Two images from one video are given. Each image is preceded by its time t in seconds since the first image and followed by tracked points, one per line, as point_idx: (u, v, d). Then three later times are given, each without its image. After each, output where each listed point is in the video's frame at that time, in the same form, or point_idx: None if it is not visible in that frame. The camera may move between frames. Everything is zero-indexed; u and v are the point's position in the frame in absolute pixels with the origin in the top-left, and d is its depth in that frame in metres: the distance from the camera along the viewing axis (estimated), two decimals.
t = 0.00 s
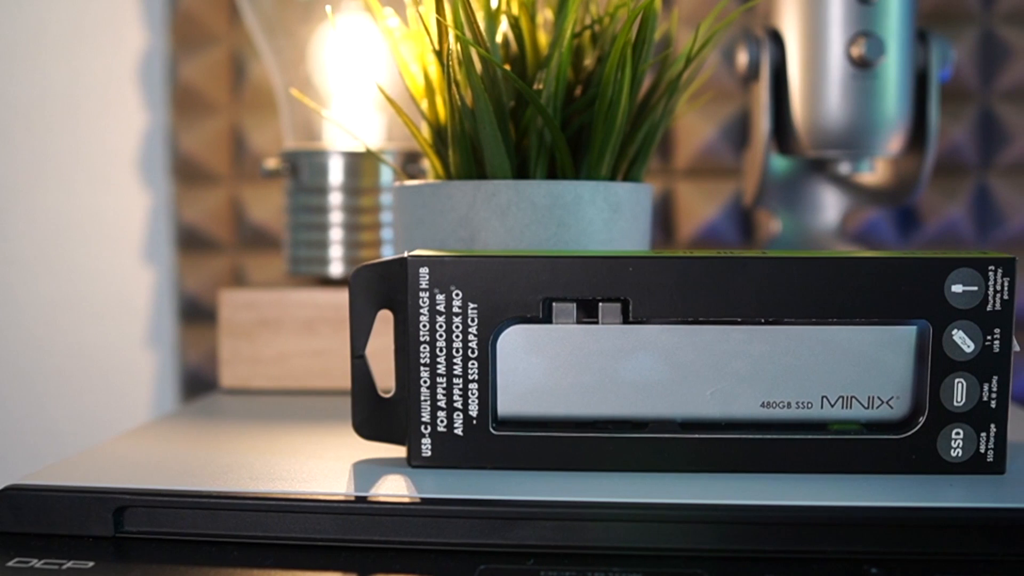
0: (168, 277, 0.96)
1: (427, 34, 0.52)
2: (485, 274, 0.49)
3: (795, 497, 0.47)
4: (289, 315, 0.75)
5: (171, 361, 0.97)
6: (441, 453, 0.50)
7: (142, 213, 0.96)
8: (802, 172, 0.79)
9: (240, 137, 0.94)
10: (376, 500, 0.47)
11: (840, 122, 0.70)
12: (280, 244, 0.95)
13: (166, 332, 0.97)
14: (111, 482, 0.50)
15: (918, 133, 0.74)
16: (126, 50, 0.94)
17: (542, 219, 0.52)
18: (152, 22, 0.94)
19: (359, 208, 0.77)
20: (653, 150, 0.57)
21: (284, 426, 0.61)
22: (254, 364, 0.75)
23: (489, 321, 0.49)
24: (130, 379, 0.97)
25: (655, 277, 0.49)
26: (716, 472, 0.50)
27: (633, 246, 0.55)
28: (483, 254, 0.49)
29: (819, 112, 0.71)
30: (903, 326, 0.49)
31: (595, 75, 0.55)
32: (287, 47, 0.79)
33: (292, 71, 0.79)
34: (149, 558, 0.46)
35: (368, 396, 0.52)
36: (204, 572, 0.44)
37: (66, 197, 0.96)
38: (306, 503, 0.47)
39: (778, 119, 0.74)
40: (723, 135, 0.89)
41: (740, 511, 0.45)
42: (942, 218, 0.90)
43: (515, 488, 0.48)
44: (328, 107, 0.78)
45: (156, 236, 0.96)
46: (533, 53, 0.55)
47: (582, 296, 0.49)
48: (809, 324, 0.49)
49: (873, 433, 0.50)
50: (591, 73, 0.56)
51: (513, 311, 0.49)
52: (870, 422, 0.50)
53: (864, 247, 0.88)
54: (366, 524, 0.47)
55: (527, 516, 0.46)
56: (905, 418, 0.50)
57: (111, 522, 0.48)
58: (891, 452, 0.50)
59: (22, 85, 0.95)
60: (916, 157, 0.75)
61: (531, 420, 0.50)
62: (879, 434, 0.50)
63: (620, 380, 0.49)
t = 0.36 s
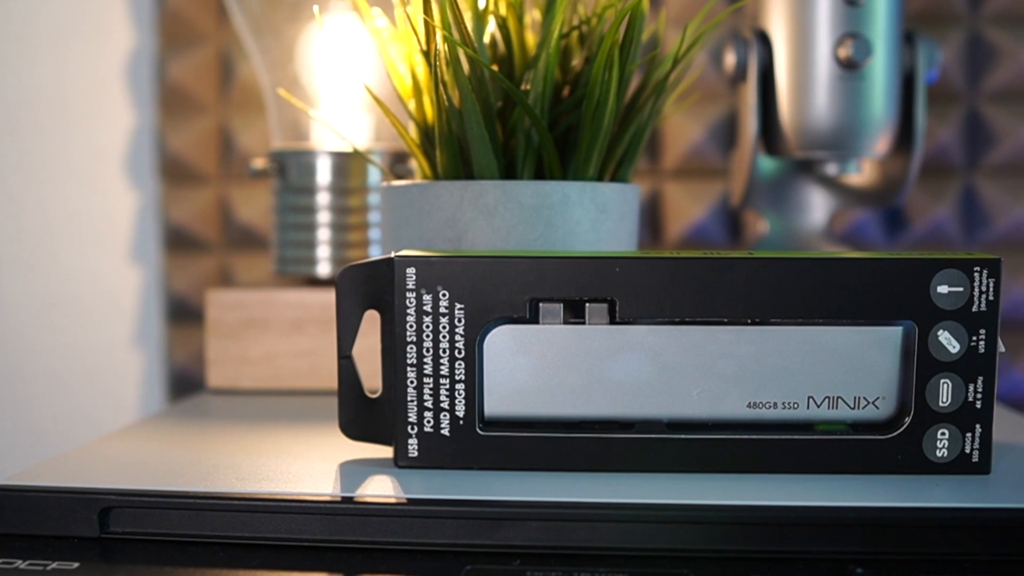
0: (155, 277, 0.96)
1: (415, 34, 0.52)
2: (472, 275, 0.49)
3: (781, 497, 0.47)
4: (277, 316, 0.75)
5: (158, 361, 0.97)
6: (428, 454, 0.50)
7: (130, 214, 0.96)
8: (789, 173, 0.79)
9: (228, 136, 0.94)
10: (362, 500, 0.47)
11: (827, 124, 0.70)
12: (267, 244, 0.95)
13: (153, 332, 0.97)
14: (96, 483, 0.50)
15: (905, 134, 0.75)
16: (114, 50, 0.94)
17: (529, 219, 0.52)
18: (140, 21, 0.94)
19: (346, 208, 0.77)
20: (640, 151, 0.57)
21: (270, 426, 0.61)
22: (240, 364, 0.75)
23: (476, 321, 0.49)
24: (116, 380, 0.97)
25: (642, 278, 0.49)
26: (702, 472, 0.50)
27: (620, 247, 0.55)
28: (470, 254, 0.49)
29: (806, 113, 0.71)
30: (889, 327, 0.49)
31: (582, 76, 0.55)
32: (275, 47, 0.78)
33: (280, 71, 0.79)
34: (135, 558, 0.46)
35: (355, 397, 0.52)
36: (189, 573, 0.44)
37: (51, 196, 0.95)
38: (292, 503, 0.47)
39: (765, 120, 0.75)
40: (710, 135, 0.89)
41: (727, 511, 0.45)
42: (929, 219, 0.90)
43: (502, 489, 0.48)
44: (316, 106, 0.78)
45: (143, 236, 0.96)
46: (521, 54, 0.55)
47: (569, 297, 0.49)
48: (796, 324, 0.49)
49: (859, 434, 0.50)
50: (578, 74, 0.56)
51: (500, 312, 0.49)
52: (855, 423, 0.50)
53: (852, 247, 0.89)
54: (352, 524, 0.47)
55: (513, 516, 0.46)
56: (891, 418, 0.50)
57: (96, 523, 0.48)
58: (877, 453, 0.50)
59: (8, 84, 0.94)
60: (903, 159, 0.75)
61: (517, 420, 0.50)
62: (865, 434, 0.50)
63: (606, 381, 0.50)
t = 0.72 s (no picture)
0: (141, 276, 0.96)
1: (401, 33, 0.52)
2: (457, 274, 0.49)
3: (765, 497, 0.47)
4: (263, 315, 0.75)
5: (144, 360, 0.97)
6: (413, 454, 0.50)
7: (116, 213, 0.95)
8: (775, 174, 0.80)
9: (214, 135, 0.94)
10: (347, 500, 0.47)
11: (813, 125, 0.70)
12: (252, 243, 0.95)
13: (138, 331, 0.97)
14: (79, 482, 0.50)
15: (890, 135, 0.75)
16: (100, 48, 0.94)
17: (515, 219, 0.52)
18: (126, 20, 0.94)
19: (332, 208, 0.77)
20: (626, 151, 0.57)
21: (255, 426, 0.61)
22: (226, 364, 0.75)
23: (461, 321, 0.49)
24: (101, 380, 0.96)
25: (627, 278, 0.49)
26: (686, 472, 0.50)
27: (606, 247, 0.55)
28: (456, 254, 0.49)
29: (792, 114, 0.71)
30: (873, 327, 0.49)
31: (569, 76, 0.55)
32: (262, 47, 0.79)
33: (266, 70, 0.79)
34: (118, 558, 0.46)
35: (340, 397, 0.52)
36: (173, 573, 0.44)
37: (33, 191, 0.94)
38: (276, 503, 0.47)
39: (751, 121, 0.75)
40: (697, 136, 0.89)
41: (711, 511, 0.45)
42: (915, 221, 0.90)
43: (487, 488, 0.48)
44: (302, 106, 0.78)
45: (128, 235, 0.96)
46: (507, 54, 0.55)
47: (554, 297, 0.49)
48: (781, 325, 0.49)
49: (844, 434, 0.50)
50: (565, 74, 0.56)
51: (486, 311, 0.49)
52: (840, 423, 0.50)
53: (838, 248, 0.89)
54: (336, 524, 0.47)
55: (498, 516, 0.46)
56: (875, 419, 0.50)
57: (79, 523, 0.48)
58: (861, 453, 0.50)
59: None
60: (888, 160, 0.75)
61: (502, 420, 0.50)
62: (850, 434, 0.50)
63: (592, 381, 0.50)
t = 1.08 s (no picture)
0: (126, 276, 0.96)
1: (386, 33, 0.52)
2: (441, 274, 0.49)
3: (749, 497, 0.47)
4: (248, 315, 0.75)
5: (129, 359, 0.96)
6: (396, 454, 0.50)
7: (101, 212, 0.95)
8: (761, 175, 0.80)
9: (201, 135, 0.94)
10: (330, 500, 0.47)
11: (797, 126, 0.70)
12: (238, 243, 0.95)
13: (124, 331, 0.96)
14: (61, 482, 0.49)
15: (874, 136, 0.75)
16: (86, 46, 0.93)
17: (499, 219, 0.52)
18: (112, 19, 0.93)
19: (317, 207, 0.77)
20: (611, 152, 0.57)
21: (239, 426, 0.61)
22: (211, 363, 0.75)
23: (445, 321, 0.49)
24: (85, 379, 0.96)
25: (611, 278, 0.49)
26: (670, 472, 0.50)
27: (591, 248, 0.55)
28: (440, 254, 0.49)
29: (778, 115, 0.71)
30: (857, 328, 0.49)
31: (554, 76, 0.55)
32: (247, 45, 0.78)
33: (252, 69, 0.79)
34: (101, 559, 0.45)
35: (324, 396, 0.51)
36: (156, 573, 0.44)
37: (18, 190, 0.94)
38: (259, 503, 0.47)
39: (736, 122, 0.75)
40: (683, 136, 0.89)
41: (694, 511, 0.46)
42: (899, 222, 0.91)
43: (471, 488, 0.48)
44: (288, 105, 0.78)
45: (113, 234, 0.95)
46: (493, 54, 0.55)
47: (538, 297, 0.49)
48: (764, 325, 0.49)
49: (827, 435, 0.50)
50: (550, 74, 0.56)
51: (470, 311, 0.49)
52: (823, 424, 0.50)
53: (822, 249, 0.90)
54: (319, 524, 0.47)
55: (481, 516, 0.46)
56: (859, 419, 0.50)
57: (62, 523, 0.47)
58: (844, 453, 0.50)
59: None
60: (872, 161, 0.76)
61: (486, 420, 0.50)
62: (833, 435, 0.50)
63: (575, 381, 0.50)
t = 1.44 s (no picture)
0: (112, 276, 0.96)
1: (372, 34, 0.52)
2: (426, 275, 0.49)
3: (733, 497, 0.47)
4: (235, 315, 0.75)
5: (115, 360, 0.96)
6: (382, 455, 0.50)
7: (87, 212, 0.95)
8: (747, 175, 0.80)
9: (187, 135, 0.94)
10: (315, 501, 0.47)
11: (783, 127, 0.71)
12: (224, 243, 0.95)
13: (110, 331, 0.96)
14: (45, 483, 0.49)
15: (860, 137, 0.75)
16: (71, 45, 0.93)
17: (485, 220, 0.52)
18: (98, 18, 0.93)
19: (304, 207, 0.77)
20: (597, 152, 0.57)
21: (224, 427, 0.61)
22: (197, 364, 0.75)
23: (430, 322, 0.49)
24: (71, 380, 0.96)
25: (596, 279, 0.49)
26: (654, 473, 0.50)
27: (576, 248, 0.55)
28: (425, 255, 0.49)
29: (764, 116, 0.71)
30: (841, 329, 0.50)
31: (540, 76, 0.55)
32: (233, 45, 0.78)
33: (238, 69, 0.78)
34: (85, 561, 0.45)
35: (309, 397, 0.51)
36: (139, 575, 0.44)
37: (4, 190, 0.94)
38: (244, 505, 0.47)
39: (723, 123, 0.75)
40: (670, 137, 0.89)
41: (678, 511, 0.46)
42: (885, 223, 0.91)
43: (456, 489, 0.48)
44: (275, 105, 0.77)
45: (99, 235, 0.95)
46: (479, 54, 0.55)
47: (523, 298, 0.49)
48: (749, 326, 0.50)
49: (811, 435, 0.50)
50: (536, 75, 0.56)
51: (455, 312, 0.49)
52: (808, 424, 0.51)
53: (808, 250, 0.90)
54: (305, 525, 0.46)
55: (466, 517, 0.46)
56: (843, 419, 0.50)
57: (45, 525, 0.47)
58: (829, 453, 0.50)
59: None
60: (858, 162, 0.76)
61: (471, 421, 0.50)
62: (817, 435, 0.50)
63: (560, 382, 0.50)
